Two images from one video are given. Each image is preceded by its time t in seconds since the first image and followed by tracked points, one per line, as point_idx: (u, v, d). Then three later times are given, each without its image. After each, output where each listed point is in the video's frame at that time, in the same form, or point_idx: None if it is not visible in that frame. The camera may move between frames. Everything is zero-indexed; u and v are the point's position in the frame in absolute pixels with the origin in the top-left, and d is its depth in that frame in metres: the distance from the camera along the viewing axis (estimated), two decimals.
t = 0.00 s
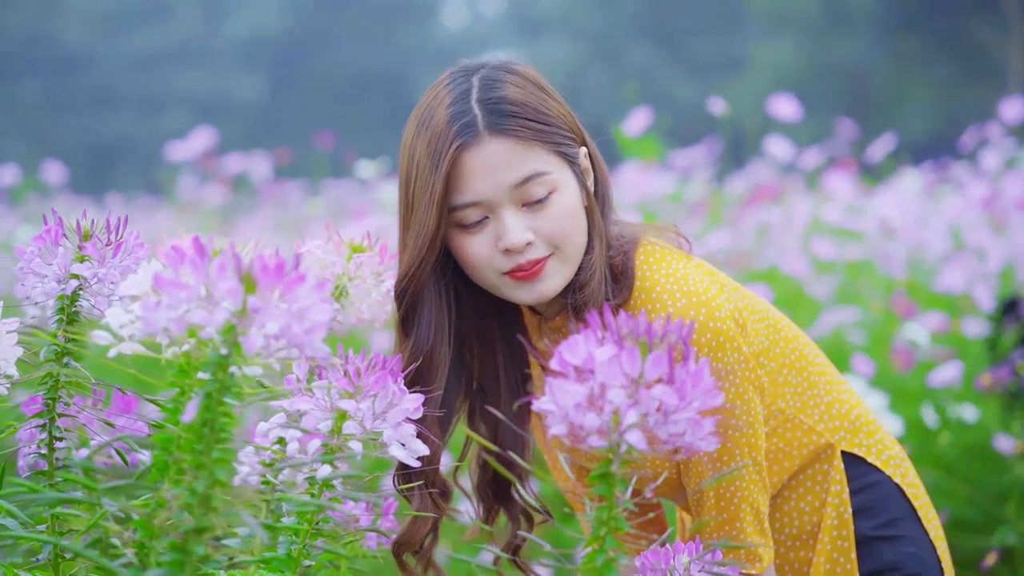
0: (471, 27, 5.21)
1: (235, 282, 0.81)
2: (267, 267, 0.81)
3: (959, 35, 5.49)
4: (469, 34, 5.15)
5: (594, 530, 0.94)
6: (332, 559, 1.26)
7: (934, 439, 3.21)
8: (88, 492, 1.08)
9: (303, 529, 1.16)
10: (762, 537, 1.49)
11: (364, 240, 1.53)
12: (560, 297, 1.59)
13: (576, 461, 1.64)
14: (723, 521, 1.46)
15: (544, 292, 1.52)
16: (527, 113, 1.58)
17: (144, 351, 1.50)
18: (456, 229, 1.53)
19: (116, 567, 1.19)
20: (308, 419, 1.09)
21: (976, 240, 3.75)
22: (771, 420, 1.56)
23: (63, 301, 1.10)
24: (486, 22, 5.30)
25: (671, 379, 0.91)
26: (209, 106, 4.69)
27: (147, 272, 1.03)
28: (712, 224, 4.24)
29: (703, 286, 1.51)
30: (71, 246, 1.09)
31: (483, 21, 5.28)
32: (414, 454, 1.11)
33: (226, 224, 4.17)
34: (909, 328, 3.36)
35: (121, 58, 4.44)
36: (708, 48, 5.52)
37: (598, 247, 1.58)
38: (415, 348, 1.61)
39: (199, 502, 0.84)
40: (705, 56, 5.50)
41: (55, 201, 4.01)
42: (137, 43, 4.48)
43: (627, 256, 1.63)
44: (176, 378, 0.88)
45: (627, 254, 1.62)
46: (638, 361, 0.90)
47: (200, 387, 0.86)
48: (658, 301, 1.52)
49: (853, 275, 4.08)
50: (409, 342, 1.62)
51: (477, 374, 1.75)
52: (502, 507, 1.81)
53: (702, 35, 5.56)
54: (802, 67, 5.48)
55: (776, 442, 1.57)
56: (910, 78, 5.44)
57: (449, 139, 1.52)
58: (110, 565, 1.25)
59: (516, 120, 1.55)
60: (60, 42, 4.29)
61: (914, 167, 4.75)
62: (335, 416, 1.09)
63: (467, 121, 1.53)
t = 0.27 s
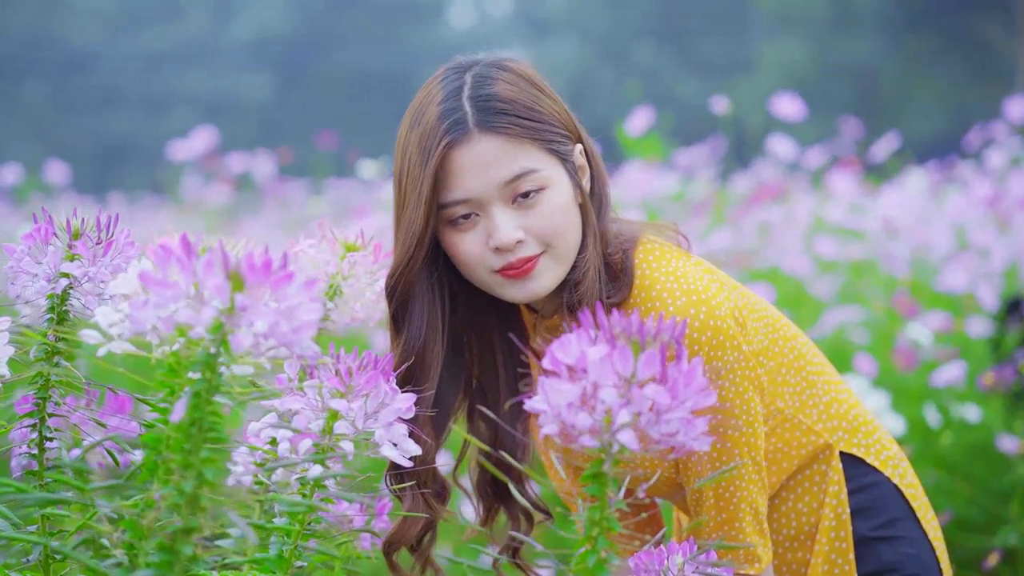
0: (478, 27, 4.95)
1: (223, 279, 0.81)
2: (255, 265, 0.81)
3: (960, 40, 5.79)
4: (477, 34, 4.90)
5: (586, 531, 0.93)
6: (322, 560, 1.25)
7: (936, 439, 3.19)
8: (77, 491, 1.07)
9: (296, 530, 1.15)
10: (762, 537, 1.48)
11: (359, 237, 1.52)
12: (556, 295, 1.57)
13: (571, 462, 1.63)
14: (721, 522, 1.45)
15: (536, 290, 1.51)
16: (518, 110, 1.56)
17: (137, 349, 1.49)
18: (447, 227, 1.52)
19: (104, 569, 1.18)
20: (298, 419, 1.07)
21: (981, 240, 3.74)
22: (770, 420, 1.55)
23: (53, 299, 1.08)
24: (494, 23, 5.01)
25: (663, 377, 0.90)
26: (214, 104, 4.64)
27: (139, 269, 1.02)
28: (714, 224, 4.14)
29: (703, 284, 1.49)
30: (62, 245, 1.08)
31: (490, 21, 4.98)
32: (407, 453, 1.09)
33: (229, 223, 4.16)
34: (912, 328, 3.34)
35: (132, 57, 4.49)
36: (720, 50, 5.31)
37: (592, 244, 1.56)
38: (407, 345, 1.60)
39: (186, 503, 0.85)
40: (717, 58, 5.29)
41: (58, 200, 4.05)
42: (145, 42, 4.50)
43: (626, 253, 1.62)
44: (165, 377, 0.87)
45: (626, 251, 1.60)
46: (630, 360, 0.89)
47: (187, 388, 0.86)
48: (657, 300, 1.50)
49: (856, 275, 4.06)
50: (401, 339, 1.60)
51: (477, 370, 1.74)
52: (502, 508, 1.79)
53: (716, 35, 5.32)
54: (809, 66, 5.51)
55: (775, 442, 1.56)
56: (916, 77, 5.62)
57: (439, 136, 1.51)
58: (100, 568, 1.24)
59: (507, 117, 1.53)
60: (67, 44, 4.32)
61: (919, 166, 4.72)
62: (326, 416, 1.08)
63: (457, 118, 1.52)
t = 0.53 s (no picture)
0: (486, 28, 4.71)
1: (212, 280, 0.83)
2: (244, 266, 0.83)
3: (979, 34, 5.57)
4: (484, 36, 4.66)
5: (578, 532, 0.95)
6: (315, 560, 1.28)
7: (939, 440, 3.18)
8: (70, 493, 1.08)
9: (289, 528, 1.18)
10: (762, 538, 1.47)
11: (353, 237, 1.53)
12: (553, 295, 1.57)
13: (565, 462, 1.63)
14: (721, 523, 1.44)
15: (529, 289, 1.50)
16: (509, 108, 1.54)
17: (131, 351, 1.50)
18: (440, 226, 1.52)
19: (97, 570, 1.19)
20: (291, 420, 1.10)
21: (984, 240, 3.72)
22: (768, 421, 1.54)
23: (46, 300, 1.08)
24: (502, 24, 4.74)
25: (655, 379, 0.91)
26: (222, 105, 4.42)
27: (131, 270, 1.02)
28: (717, 224, 4.08)
29: (705, 283, 1.48)
30: (53, 246, 1.07)
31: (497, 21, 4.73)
32: (399, 454, 1.12)
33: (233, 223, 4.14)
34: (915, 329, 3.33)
35: (138, 56, 4.22)
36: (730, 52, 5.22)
37: (586, 244, 1.57)
38: (401, 342, 1.60)
39: (174, 505, 0.89)
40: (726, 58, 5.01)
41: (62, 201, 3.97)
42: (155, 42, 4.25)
43: (627, 250, 1.60)
44: (155, 379, 0.90)
45: (627, 250, 1.59)
46: (622, 362, 0.90)
47: (176, 391, 0.89)
48: (659, 299, 1.48)
49: (859, 275, 4.03)
50: (394, 337, 1.60)
51: (478, 368, 1.75)
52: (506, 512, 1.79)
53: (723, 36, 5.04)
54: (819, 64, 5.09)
55: (774, 443, 1.56)
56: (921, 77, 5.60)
57: (429, 134, 1.50)
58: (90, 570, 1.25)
59: (497, 115, 1.51)
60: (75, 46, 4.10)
61: (925, 166, 4.68)
62: (319, 418, 1.10)
63: (448, 116, 1.51)
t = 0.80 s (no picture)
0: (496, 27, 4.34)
1: (202, 280, 0.84)
2: (234, 266, 0.85)
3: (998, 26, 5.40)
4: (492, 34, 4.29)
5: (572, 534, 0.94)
6: (309, 562, 1.28)
7: (944, 440, 3.15)
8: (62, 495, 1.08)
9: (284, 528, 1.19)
10: (762, 539, 1.45)
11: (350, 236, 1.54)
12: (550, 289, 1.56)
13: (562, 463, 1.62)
14: (721, 523, 1.43)
15: (522, 287, 1.49)
16: (502, 106, 1.53)
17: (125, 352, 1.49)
18: (434, 224, 1.52)
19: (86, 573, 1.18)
20: (284, 421, 1.12)
21: (987, 240, 3.71)
22: (769, 421, 1.57)
23: (38, 301, 1.08)
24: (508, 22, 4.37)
25: (648, 380, 0.91)
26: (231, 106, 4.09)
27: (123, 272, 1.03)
28: (724, 224, 4.15)
29: (708, 283, 1.48)
30: (45, 246, 1.08)
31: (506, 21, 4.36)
32: (392, 455, 1.13)
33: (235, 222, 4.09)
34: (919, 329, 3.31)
35: (140, 57, 3.93)
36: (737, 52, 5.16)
37: (582, 242, 1.55)
38: (398, 340, 1.62)
39: (165, 505, 0.89)
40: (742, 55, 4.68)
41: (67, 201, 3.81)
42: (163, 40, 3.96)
43: (628, 249, 1.60)
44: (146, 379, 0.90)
45: (629, 249, 1.58)
46: (615, 363, 0.89)
47: (167, 392, 0.90)
48: (662, 299, 1.48)
49: (862, 275, 3.99)
50: (392, 335, 1.62)
51: (480, 366, 1.76)
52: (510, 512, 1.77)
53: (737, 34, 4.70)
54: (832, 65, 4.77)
55: (776, 443, 1.58)
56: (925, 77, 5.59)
57: (421, 132, 1.50)
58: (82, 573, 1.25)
59: (490, 113, 1.50)
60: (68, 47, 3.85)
61: (931, 165, 4.63)
62: (313, 418, 1.12)
63: (441, 114, 1.50)
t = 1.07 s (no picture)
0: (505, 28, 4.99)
1: (196, 283, 0.83)
2: (229, 269, 0.83)
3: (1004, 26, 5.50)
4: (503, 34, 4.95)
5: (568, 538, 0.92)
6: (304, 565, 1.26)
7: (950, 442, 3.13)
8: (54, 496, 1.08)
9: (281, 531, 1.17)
10: (765, 541, 1.46)
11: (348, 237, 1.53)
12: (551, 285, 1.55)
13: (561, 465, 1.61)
14: (727, 525, 1.43)
15: (518, 288, 1.48)
16: (498, 105, 1.51)
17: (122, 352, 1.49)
18: (431, 224, 1.51)
19: None
20: (279, 423, 1.11)
21: (994, 241, 3.69)
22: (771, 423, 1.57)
23: (33, 303, 1.08)
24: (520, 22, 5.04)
25: (645, 383, 0.89)
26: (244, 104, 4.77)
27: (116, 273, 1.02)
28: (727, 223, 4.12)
29: (712, 284, 1.49)
30: (41, 247, 1.08)
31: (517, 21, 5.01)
32: (389, 457, 1.12)
33: (242, 224, 4.12)
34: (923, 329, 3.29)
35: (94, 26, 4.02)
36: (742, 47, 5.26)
37: (580, 241, 1.55)
38: (397, 339, 1.62)
39: (158, 508, 0.89)
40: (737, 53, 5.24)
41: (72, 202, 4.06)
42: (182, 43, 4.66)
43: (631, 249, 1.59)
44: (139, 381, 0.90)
45: (632, 250, 1.57)
46: (611, 365, 0.88)
47: (161, 394, 0.89)
48: (665, 299, 1.48)
49: (869, 276, 3.97)
50: (391, 334, 1.63)
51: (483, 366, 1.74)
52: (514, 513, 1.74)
53: (735, 34, 5.25)
54: (830, 67, 5.27)
55: (777, 446, 1.58)
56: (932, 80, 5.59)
57: (416, 131, 1.49)
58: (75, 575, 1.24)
59: (485, 113, 1.49)
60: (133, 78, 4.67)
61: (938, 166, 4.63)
62: (308, 420, 1.12)
63: (435, 114, 1.49)
